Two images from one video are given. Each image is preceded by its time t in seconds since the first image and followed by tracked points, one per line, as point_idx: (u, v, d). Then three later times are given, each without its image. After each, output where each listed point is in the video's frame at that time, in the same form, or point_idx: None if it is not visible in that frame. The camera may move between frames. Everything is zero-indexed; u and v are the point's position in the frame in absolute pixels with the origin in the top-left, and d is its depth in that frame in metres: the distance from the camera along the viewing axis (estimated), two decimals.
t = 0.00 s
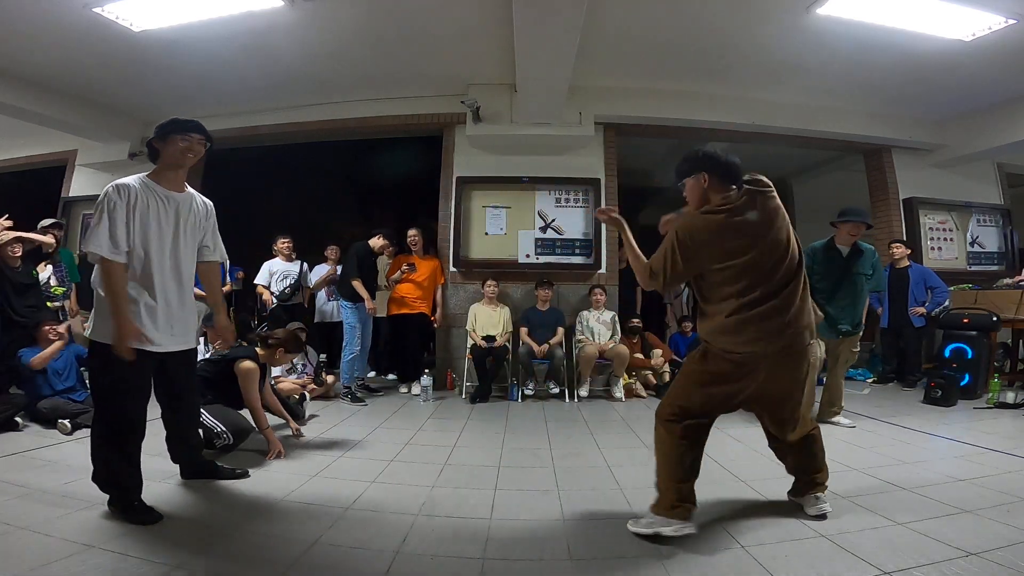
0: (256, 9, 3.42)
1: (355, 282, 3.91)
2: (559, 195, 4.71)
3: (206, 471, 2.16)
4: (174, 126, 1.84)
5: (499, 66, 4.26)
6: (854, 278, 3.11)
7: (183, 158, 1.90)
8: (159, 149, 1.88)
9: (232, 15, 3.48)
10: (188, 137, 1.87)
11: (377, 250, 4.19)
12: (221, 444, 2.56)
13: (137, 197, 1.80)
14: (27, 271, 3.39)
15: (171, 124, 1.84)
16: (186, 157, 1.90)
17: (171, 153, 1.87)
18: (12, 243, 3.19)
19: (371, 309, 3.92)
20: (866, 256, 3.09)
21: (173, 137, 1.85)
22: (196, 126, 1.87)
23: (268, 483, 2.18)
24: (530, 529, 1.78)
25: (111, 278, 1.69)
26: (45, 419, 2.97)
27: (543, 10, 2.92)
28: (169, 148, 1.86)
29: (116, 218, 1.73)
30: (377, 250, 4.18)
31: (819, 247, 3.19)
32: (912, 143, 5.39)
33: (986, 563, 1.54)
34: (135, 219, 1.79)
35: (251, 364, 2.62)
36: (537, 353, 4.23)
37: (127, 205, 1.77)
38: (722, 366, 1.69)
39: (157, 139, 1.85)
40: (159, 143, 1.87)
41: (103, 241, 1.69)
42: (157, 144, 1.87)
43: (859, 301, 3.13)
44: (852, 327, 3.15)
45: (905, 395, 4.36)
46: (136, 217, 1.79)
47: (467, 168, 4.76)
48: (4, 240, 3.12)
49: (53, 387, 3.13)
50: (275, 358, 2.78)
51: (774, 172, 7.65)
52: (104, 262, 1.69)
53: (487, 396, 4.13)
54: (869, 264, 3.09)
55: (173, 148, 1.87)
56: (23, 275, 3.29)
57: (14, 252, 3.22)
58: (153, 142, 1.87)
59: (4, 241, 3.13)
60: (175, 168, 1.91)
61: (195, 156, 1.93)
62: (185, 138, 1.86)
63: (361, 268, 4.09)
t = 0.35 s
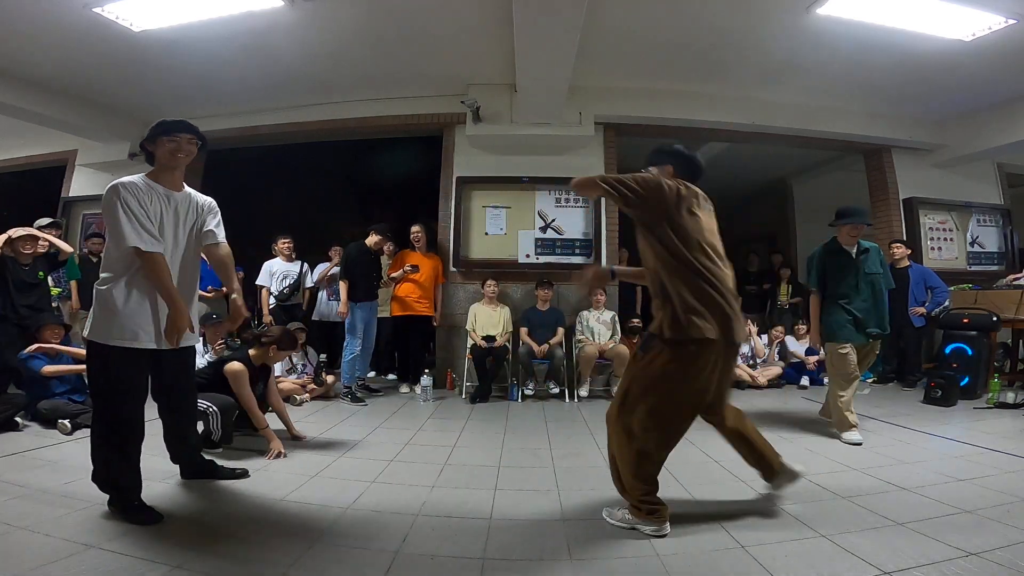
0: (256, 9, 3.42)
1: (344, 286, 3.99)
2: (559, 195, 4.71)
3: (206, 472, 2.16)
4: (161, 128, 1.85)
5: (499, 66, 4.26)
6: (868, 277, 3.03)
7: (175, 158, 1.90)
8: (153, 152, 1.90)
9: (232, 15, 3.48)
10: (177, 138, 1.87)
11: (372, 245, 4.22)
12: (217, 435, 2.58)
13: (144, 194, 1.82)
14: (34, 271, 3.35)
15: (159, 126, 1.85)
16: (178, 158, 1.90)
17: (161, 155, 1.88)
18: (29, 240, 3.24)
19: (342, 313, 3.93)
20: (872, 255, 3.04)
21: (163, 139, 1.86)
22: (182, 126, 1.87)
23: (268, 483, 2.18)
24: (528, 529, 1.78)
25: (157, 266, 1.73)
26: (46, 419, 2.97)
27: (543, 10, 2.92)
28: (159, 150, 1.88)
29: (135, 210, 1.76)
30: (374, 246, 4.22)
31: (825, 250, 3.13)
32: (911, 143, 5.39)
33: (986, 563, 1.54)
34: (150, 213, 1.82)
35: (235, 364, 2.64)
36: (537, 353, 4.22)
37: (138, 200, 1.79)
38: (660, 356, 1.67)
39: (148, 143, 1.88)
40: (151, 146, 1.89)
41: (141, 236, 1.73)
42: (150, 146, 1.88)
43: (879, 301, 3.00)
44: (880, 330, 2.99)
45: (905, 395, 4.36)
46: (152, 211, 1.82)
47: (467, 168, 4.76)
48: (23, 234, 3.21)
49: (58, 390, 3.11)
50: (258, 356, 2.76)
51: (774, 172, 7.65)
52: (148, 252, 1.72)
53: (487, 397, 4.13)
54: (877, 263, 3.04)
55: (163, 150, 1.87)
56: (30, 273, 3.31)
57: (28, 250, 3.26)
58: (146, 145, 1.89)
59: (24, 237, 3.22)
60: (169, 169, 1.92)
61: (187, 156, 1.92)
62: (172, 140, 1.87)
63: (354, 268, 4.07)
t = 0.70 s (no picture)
0: (256, 10, 3.42)
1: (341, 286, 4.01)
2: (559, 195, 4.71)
3: (206, 472, 2.16)
4: (157, 127, 1.84)
5: (499, 66, 4.26)
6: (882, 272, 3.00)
7: (172, 157, 1.90)
8: (146, 152, 1.89)
9: (232, 15, 3.48)
10: (173, 136, 1.87)
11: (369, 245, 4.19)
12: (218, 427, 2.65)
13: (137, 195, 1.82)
14: (16, 271, 3.39)
15: (155, 125, 1.84)
16: (174, 157, 1.91)
17: (158, 154, 1.88)
18: (16, 237, 3.34)
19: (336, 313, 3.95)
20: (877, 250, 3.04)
21: (158, 138, 1.85)
22: (179, 125, 1.87)
23: (268, 483, 2.17)
24: (527, 529, 1.78)
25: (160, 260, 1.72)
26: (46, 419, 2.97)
27: (543, 10, 2.92)
28: (155, 150, 1.87)
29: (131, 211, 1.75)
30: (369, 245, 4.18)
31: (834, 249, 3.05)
32: (911, 143, 5.39)
33: (986, 563, 1.54)
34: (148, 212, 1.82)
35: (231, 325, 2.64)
36: (537, 353, 4.22)
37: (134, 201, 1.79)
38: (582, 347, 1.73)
39: (143, 142, 1.86)
40: (145, 145, 1.87)
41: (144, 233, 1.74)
42: (144, 145, 1.87)
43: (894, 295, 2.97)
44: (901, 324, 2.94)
45: (905, 395, 4.36)
46: (149, 211, 1.82)
47: (466, 168, 4.75)
48: (12, 235, 3.33)
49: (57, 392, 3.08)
50: (258, 324, 2.82)
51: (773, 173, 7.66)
52: (145, 248, 1.71)
53: (487, 397, 4.12)
54: (884, 257, 3.04)
55: (160, 149, 1.87)
56: (14, 273, 3.35)
57: (15, 251, 3.37)
58: (140, 145, 1.87)
59: (11, 237, 3.32)
60: (165, 168, 1.92)
61: (184, 154, 1.92)
62: (170, 138, 1.86)
63: (349, 269, 4.07)
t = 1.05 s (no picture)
0: (256, 9, 3.42)
1: (339, 287, 4.00)
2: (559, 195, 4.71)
3: (207, 472, 2.16)
4: (169, 125, 1.84)
5: (499, 66, 4.26)
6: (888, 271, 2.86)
7: (180, 157, 1.89)
8: (151, 150, 1.87)
9: (232, 15, 3.48)
10: (183, 136, 1.88)
11: (364, 242, 4.16)
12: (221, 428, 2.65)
13: (131, 197, 1.78)
14: (12, 271, 3.30)
15: (165, 123, 1.84)
16: (183, 157, 1.90)
17: (167, 154, 1.87)
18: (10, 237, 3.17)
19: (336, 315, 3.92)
20: (889, 247, 2.88)
21: (169, 137, 1.85)
22: (191, 125, 1.88)
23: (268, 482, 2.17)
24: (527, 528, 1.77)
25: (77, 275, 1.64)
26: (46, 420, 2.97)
27: (543, 11, 2.92)
28: (165, 149, 1.86)
29: (103, 219, 1.69)
30: (365, 243, 4.15)
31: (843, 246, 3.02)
32: (911, 143, 5.39)
33: (986, 563, 1.54)
34: (128, 219, 1.76)
35: (229, 260, 2.50)
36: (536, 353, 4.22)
37: (119, 206, 1.74)
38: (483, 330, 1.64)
39: (149, 139, 1.84)
40: (152, 143, 1.85)
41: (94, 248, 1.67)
42: (150, 144, 1.86)
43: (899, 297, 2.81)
44: (897, 328, 2.79)
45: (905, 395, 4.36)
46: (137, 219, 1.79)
47: (466, 168, 4.75)
48: (4, 234, 3.16)
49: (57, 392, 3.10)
50: (253, 258, 2.70)
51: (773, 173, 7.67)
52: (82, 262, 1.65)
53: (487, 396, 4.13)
54: (899, 255, 2.87)
55: (169, 147, 1.86)
56: (8, 273, 3.26)
57: (8, 250, 3.23)
58: (145, 143, 1.85)
59: (3, 238, 3.16)
60: (170, 167, 1.91)
61: (191, 154, 1.93)
62: (181, 137, 1.86)
63: (348, 270, 4.06)
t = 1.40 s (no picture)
0: (256, 10, 3.42)
1: (343, 288, 3.95)
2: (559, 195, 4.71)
3: (207, 472, 2.15)
4: (171, 125, 1.84)
5: (499, 66, 4.26)
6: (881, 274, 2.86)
7: (180, 157, 1.89)
8: (152, 150, 1.86)
9: (232, 15, 3.48)
10: (184, 136, 1.87)
11: (359, 241, 4.11)
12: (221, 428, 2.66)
13: (133, 197, 1.78)
14: (11, 271, 3.29)
15: (168, 123, 1.84)
16: (183, 157, 1.90)
17: (167, 154, 1.87)
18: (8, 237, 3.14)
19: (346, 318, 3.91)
20: (890, 250, 2.84)
21: (169, 137, 1.85)
22: (192, 126, 1.88)
23: (269, 483, 2.17)
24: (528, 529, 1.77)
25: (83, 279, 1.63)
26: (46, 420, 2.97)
27: (542, 11, 2.92)
28: (165, 149, 1.86)
29: (109, 218, 1.69)
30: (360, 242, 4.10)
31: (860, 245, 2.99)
32: (911, 143, 5.39)
33: (985, 563, 1.54)
34: (130, 219, 1.76)
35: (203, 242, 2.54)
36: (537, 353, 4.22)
37: (121, 205, 1.74)
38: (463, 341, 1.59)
39: (151, 139, 1.84)
40: (153, 143, 1.85)
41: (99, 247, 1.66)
42: (151, 144, 1.85)
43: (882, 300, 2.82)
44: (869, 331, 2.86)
45: (905, 395, 4.36)
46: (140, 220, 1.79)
47: (466, 168, 4.75)
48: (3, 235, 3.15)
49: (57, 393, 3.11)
50: (229, 240, 2.75)
51: (773, 173, 7.67)
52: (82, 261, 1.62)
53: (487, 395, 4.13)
54: (898, 258, 2.82)
55: (170, 148, 1.86)
56: (7, 273, 3.25)
57: (7, 250, 3.20)
58: (146, 142, 1.85)
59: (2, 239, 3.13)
60: (169, 167, 1.91)
61: (190, 155, 1.93)
62: (182, 137, 1.86)
63: (348, 271, 4.02)
